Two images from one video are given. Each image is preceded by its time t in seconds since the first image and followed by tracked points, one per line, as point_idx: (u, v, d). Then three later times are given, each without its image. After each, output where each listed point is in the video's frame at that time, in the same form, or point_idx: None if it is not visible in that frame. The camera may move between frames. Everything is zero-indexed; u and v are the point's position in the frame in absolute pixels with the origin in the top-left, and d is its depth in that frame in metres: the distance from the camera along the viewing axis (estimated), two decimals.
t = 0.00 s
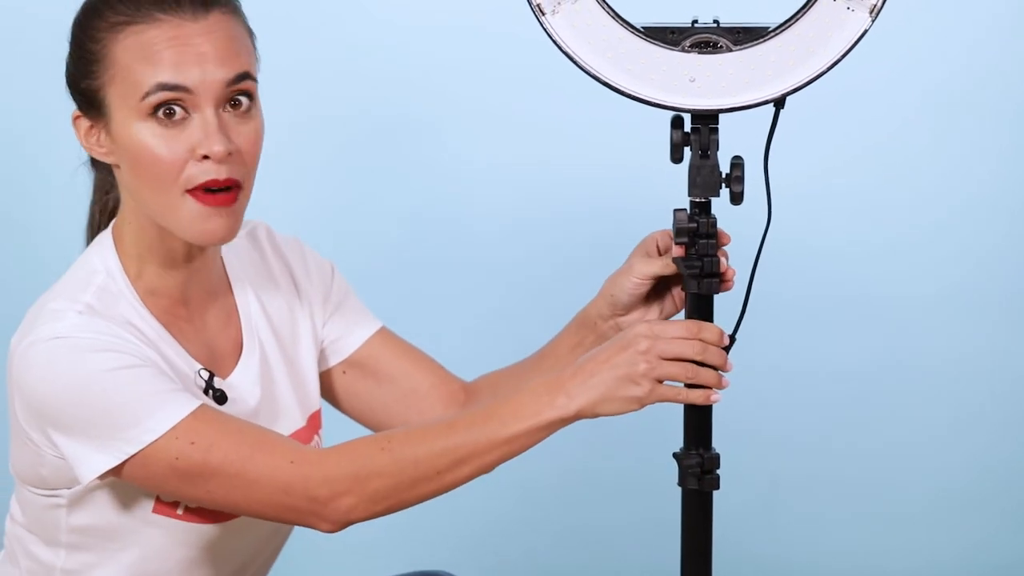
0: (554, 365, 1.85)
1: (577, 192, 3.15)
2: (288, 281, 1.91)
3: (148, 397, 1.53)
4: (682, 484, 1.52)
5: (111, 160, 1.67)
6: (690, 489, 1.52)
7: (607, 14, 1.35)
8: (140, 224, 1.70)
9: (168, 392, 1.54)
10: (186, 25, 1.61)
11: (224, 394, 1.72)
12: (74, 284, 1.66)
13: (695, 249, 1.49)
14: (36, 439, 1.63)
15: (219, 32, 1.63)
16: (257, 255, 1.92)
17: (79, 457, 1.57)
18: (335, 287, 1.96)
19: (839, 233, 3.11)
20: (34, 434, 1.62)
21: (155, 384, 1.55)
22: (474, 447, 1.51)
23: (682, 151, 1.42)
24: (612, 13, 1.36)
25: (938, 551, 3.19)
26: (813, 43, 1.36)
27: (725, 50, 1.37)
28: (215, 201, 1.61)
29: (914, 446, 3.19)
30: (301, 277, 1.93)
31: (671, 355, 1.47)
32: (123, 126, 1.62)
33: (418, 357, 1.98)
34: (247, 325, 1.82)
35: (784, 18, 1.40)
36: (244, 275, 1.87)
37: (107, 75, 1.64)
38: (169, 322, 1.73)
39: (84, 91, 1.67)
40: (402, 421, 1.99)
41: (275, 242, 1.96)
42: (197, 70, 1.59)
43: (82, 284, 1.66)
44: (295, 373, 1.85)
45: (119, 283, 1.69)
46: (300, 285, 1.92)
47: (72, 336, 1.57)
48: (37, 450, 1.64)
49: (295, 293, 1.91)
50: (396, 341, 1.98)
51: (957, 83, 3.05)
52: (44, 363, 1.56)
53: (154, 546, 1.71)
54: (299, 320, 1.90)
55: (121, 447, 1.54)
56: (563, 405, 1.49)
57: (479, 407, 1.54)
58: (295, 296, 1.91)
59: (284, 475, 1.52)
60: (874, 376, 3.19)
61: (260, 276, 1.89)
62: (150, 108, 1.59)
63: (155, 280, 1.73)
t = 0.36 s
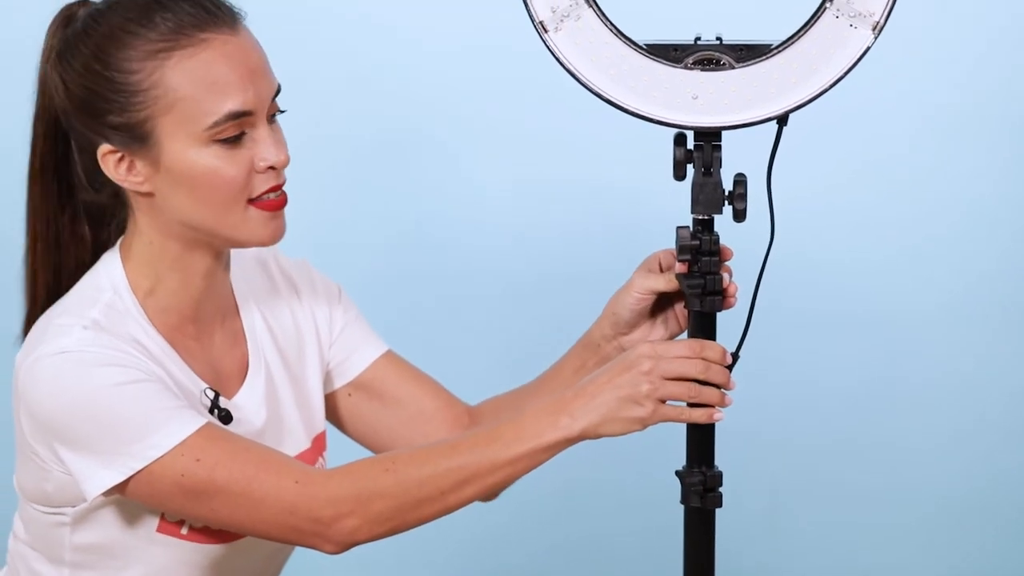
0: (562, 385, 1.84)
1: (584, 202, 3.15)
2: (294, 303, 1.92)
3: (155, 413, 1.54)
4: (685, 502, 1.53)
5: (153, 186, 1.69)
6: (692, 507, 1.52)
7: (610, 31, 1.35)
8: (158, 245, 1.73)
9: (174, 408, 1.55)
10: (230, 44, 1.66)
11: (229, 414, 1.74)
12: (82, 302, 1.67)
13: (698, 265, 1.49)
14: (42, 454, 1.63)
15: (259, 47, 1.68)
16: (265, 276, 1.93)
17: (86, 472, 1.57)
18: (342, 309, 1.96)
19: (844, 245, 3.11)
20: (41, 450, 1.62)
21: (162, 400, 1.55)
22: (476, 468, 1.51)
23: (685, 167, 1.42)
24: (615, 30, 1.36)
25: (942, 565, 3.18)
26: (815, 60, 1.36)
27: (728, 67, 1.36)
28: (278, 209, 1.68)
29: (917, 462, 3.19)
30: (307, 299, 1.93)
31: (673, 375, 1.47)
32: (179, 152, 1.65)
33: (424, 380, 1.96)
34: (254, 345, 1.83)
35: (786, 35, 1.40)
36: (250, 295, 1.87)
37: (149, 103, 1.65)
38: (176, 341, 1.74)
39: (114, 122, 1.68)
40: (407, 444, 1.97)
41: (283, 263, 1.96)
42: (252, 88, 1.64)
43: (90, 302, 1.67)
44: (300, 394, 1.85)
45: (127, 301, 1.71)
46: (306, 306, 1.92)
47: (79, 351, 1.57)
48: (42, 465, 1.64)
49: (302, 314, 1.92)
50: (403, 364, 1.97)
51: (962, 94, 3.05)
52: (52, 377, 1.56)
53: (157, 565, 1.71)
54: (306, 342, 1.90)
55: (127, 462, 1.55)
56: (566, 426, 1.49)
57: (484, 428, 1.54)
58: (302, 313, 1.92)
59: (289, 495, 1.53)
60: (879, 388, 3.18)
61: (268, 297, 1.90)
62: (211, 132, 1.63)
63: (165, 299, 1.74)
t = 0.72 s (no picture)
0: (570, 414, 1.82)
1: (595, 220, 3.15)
2: (307, 336, 1.92)
3: (163, 438, 1.56)
4: (687, 529, 1.53)
5: (175, 226, 1.70)
6: (695, 534, 1.52)
7: (614, 53, 1.36)
8: (177, 277, 1.74)
9: (182, 434, 1.57)
10: (233, 74, 1.68)
11: (239, 443, 1.75)
12: (94, 326, 1.69)
13: (701, 286, 1.49)
14: (49, 476, 1.65)
15: (258, 73, 1.70)
16: (280, 309, 1.93)
17: (92, 496, 1.59)
18: (357, 343, 1.96)
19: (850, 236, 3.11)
20: (48, 472, 1.64)
21: (170, 425, 1.57)
22: (480, 497, 1.52)
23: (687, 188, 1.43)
24: (619, 52, 1.37)
25: None
26: (819, 81, 1.37)
27: (732, 90, 1.37)
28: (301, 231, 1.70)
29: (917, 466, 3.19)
30: (321, 333, 1.93)
31: (676, 403, 1.47)
32: (199, 190, 1.66)
33: (437, 413, 1.95)
34: (266, 376, 1.84)
35: (789, 56, 1.41)
36: (265, 327, 1.88)
37: (163, 146, 1.66)
38: (189, 370, 1.75)
39: (129, 168, 1.69)
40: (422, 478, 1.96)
41: (298, 296, 1.96)
42: (259, 115, 1.66)
43: (103, 327, 1.69)
44: (311, 427, 1.85)
45: (141, 326, 1.72)
46: (319, 341, 1.93)
47: (90, 375, 1.59)
48: (49, 488, 1.66)
49: (314, 348, 1.92)
50: (416, 397, 1.96)
51: (971, 106, 3.04)
52: (61, 400, 1.58)
53: None
54: (318, 377, 1.90)
55: (134, 487, 1.56)
56: (571, 453, 1.50)
57: (491, 456, 1.55)
58: (315, 347, 1.92)
59: (293, 523, 1.54)
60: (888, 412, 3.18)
61: (282, 331, 1.90)
62: (228, 164, 1.65)
63: (179, 327, 1.74)
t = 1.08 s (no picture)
0: (591, 313, 1.79)
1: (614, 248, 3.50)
2: (296, 335, 1.92)
3: (162, 461, 1.57)
4: (689, 551, 1.56)
5: (166, 240, 1.71)
6: (696, 557, 1.55)
7: None
8: (169, 294, 1.75)
9: (181, 456, 1.58)
10: (228, 90, 1.69)
11: (237, 459, 1.75)
12: (87, 350, 1.70)
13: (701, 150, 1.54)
14: (49, 503, 1.66)
15: (252, 91, 1.72)
16: (266, 312, 1.93)
17: (91, 521, 1.60)
18: (348, 321, 1.96)
19: (846, 248, 3.51)
20: (47, 497, 1.66)
21: (168, 449, 1.58)
22: (484, 512, 1.52)
23: (687, 54, 1.51)
24: None
25: None
26: None
27: None
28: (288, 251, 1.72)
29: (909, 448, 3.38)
30: (309, 328, 1.93)
31: (677, 426, 1.49)
32: (192, 203, 1.67)
33: (444, 354, 1.94)
34: (258, 383, 1.83)
35: None
36: (255, 335, 1.88)
37: (155, 157, 1.67)
38: (183, 387, 1.75)
39: (120, 179, 1.69)
40: (447, 419, 1.93)
41: (281, 300, 1.96)
42: (254, 132, 1.68)
43: (95, 350, 1.69)
44: (308, 427, 1.86)
45: (133, 347, 1.72)
46: (308, 336, 1.93)
47: (84, 403, 1.60)
48: (49, 515, 1.67)
49: (305, 345, 1.91)
50: (419, 344, 1.95)
51: (951, 132, 3.49)
52: (56, 428, 1.60)
53: None
54: (311, 370, 1.90)
55: (132, 511, 1.58)
56: (571, 475, 1.50)
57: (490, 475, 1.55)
58: (304, 347, 1.91)
59: (293, 545, 1.55)
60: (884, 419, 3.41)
61: (270, 332, 1.90)
62: (221, 179, 1.66)
63: (173, 345, 1.75)
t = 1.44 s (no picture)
0: (594, 331, 1.77)
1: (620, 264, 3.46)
2: (290, 349, 1.91)
3: (158, 470, 1.56)
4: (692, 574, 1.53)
5: (156, 250, 1.71)
6: None
7: None
8: (163, 308, 1.74)
9: (177, 466, 1.57)
10: (219, 99, 1.70)
11: (238, 472, 1.74)
12: (84, 366, 1.69)
13: (708, 179, 1.51)
14: (46, 521, 1.65)
15: (243, 101, 1.72)
16: (260, 328, 1.92)
17: (89, 535, 1.59)
18: (342, 338, 1.95)
19: (851, 263, 3.46)
20: (45, 515, 1.65)
21: (164, 460, 1.57)
22: (485, 528, 1.50)
23: (695, 83, 1.48)
24: None
25: None
26: None
27: None
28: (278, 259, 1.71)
29: (910, 461, 3.45)
30: (303, 343, 1.92)
31: (690, 447, 1.48)
32: (181, 211, 1.67)
33: (438, 372, 1.94)
34: (254, 400, 1.82)
35: None
36: (249, 350, 1.87)
37: (146, 165, 1.67)
38: (182, 401, 1.74)
39: (111, 189, 1.70)
40: (441, 436, 1.93)
41: (275, 315, 1.96)
42: (244, 140, 1.68)
43: (92, 366, 1.68)
44: (305, 442, 1.85)
45: (130, 364, 1.71)
46: (302, 351, 1.92)
47: (82, 416, 1.59)
48: (48, 531, 1.67)
49: (298, 361, 1.91)
50: (414, 363, 1.95)
51: (955, 148, 3.43)
52: (54, 443, 1.59)
53: None
54: (305, 386, 1.89)
55: (128, 522, 1.56)
56: (575, 486, 1.48)
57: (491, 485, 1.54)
58: (298, 363, 1.90)
59: (290, 546, 1.52)
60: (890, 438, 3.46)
61: (264, 348, 1.89)
62: (211, 188, 1.66)
63: (171, 360, 1.74)
